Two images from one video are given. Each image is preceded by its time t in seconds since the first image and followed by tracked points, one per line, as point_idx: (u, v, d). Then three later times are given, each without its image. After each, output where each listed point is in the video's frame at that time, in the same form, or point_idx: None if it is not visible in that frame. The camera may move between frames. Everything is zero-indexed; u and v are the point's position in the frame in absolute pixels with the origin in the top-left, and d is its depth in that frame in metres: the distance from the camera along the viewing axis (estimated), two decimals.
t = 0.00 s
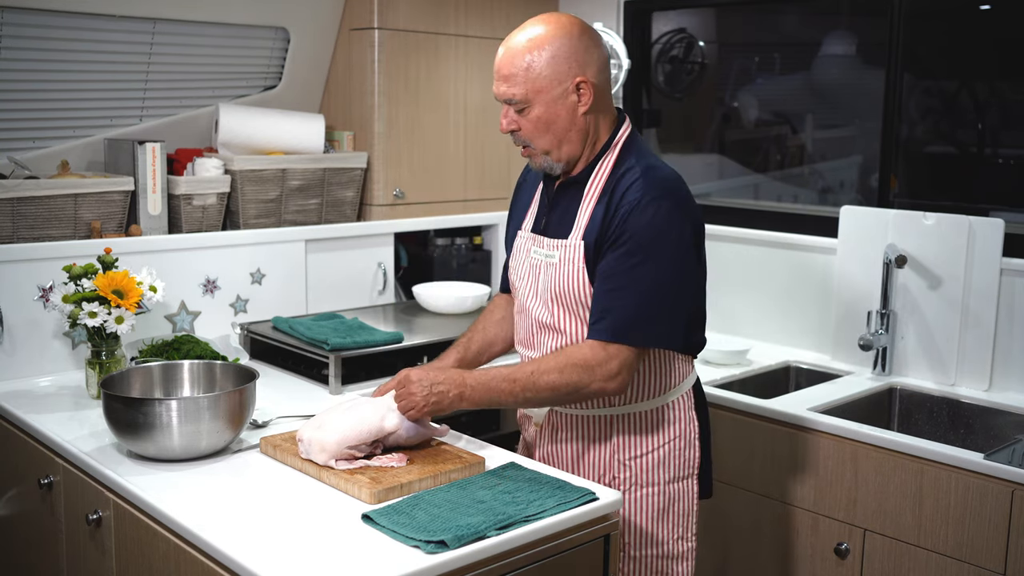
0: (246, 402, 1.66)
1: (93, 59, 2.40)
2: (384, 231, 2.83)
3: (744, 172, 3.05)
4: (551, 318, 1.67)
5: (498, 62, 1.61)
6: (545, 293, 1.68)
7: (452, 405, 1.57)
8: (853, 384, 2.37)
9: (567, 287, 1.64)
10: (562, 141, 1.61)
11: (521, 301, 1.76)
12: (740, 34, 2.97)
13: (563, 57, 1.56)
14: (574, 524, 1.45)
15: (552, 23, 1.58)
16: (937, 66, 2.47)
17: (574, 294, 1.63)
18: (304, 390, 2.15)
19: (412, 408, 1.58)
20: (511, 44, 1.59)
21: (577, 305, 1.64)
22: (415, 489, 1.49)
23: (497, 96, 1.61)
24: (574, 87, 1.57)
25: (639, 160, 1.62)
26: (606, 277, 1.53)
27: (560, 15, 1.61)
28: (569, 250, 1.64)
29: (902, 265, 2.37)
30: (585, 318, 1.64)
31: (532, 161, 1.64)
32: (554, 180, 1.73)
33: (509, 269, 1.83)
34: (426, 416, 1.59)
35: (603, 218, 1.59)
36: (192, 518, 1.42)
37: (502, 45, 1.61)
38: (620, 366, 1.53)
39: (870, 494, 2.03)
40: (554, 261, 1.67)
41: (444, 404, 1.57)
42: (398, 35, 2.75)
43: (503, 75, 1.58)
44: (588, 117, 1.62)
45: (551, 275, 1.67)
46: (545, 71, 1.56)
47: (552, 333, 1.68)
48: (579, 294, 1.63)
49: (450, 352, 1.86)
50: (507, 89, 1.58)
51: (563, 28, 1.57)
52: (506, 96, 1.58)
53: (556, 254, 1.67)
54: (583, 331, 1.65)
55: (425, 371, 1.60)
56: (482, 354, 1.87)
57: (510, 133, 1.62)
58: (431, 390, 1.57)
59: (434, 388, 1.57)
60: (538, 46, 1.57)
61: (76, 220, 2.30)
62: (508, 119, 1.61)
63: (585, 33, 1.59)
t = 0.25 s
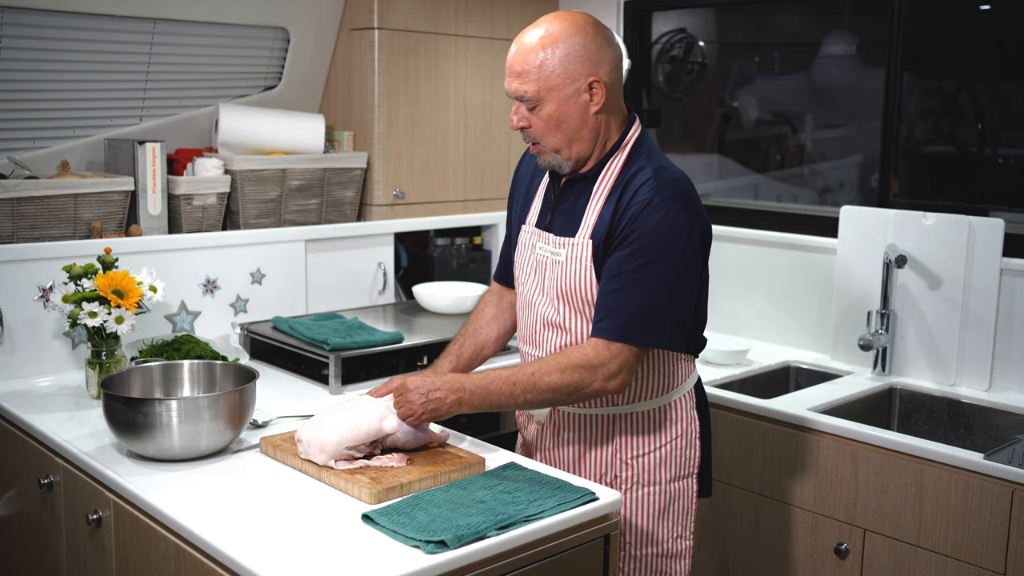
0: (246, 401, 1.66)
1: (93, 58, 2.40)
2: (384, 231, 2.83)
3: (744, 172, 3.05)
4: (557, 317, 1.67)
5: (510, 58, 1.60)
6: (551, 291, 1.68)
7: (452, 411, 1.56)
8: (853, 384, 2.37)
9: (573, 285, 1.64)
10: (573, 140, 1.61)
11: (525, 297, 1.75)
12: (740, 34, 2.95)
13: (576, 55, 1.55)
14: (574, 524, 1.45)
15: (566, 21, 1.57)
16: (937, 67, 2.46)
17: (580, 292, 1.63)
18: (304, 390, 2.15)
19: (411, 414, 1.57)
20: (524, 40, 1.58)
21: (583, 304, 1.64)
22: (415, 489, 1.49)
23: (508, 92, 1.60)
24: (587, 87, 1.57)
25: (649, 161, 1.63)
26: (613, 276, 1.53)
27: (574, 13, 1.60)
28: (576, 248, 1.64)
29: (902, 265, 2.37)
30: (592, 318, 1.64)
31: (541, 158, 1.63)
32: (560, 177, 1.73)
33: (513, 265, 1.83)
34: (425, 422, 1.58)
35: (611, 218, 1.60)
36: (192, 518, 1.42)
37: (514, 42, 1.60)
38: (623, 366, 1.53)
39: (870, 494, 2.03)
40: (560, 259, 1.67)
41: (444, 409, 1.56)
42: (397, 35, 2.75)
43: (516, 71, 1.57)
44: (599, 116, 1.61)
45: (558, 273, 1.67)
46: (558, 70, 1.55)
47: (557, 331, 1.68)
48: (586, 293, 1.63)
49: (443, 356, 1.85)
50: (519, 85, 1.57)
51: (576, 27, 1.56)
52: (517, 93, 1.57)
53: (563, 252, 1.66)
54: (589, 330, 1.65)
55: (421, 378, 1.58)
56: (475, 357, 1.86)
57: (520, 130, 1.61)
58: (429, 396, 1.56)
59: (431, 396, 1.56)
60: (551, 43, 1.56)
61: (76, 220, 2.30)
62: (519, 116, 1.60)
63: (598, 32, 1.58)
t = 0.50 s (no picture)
0: (246, 401, 1.66)
1: (93, 58, 2.40)
2: (384, 232, 2.83)
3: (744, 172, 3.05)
4: (559, 318, 1.67)
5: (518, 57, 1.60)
6: (552, 291, 1.68)
7: (453, 414, 1.55)
8: (853, 384, 2.37)
9: (575, 287, 1.64)
10: (579, 141, 1.61)
11: (526, 296, 1.75)
12: (740, 33, 2.92)
13: (586, 58, 1.55)
14: (574, 524, 1.45)
15: (576, 22, 1.56)
16: (938, 67, 2.44)
17: (582, 294, 1.63)
18: (304, 390, 2.15)
19: (412, 417, 1.56)
20: (533, 40, 1.57)
21: (585, 306, 1.64)
22: (415, 489, 1.49)
23: (516, 91, 1.59)
24: (596, 89, 1.57)
25: (655, 166, 1.63)
26: (617, 281, 1.53)
27: (584, 14, 1.59)
28: (579, 250, 1.64)
29: (902, 265, 2.38)
30: (594, 319, 1.64)
31: (546, 158, 1.63)
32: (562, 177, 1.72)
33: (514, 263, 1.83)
34: (425, 425, 1.57)
35: (617, 222, 1.60)
36: (193, 518, 1.42)
37: (523, 41, 1.60)
38: (625, 372, 1.53)
39: (870, 494, 2.03)
40: (563, 261, 1.66)
41: (445, 412, 1.55)
42: (397, 35, 2.75)
43: (525, 71, 1.57)
44: (607, 119, 1.61)
45: (560, 274, 1.66)
46: (568, 71, 1.55)
47: (558, 331, 1.68)
48: (588, 295, 1.63)
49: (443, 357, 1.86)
50: (528, 85, 1.56)
51: (586, 28, 1.56)
52: (526, 93, 1.57)
53: (566, 253, 1.66)
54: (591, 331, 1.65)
55: (421, 381, 1.58)
56: (474, 358, 1.86)
57: (527, 130, 1.61)
58: (430, 400, 1.56)
59: (432, 400, 1.56)
60: (561, 44, 1.55)
61: (76, 220, 2.30)
62: (526, 115, 1.60)
63: (608, 34, 1.58)
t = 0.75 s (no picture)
0: (246, 401, 1.66)
1: (93, 58, 2.40)
2: (384, 232, 2.83)
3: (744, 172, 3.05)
4: (561, 318, 1.67)
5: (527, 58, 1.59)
6: (554, 292, 1.68)
7: (452, 415, 1.55)
8: (853, 384, 2.37)
9: (577, 288, 1.64)
10: (586, 145, 1.61)
11: (528, 295, 1.75)
12: (740, 34, 2.94)
13: (597, 63, 1.55)
14: (574, 524, 1.45)
15: (588, 26, 1.56)
16: (937, 66, 2.46)
17: (585, 295, 1.63)
18: (304, 390, 2.15)
19: (413, 420, 1.55)
20: (544, 43, 1.57)
21: (587, 307, 1.64)
22: (415, 489, 1.49)
23: (525, 93, 1.59)
24: (606, 94, 1.57)
25: (661, 170, 1.62)
26: (620, 284, 1.53)
27: (595, 17, 1.59)
28: (583, 251, 1.64)
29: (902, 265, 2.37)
30: (596, 321, 1.64)
31: (551, 160, 1.63)
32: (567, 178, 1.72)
33: (517, 263, 1.83)
34: (424, 426, 1.57)
35: (621, 226, 1.59)
36: (193, 518, 1.42)
37: (533, 42, 1.59)
38: (626, 374, 1.53)
39: (870, 494, 2.03)
40: (567, 261, 1.66)
41: (445, 413, 1.55)
42: (397, 35, 2.75)
43: (535, 73, 1.56)
44: (614, 125, 1.61)
45: (563, 275, 1.66)
46: (578, 76, 1.54)
47: (560, 332, 1.68)
48: (590, 296, 1.63)
49: (438, 348, 1.85)
50: (538, 88, 1.56)
51: (598, 33, 1.56)
52: (535, 95, 1.56)
53: (569, 254, 1.66)
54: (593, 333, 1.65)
55: (421, 382, 1.57)
56: (469, 352, 1.86)
57: (534, 131, 1.61)
58: (429, 401, 1.55)
59: (431, 400, 1.55)
60: (572, 48, 1.55)
61: (76, 220, 2.30)
62: (533, 117, 1.60)
63: (619, 40, 1.58)
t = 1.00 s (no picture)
0: (245, 401, 1.66)
1: (93, 58, 2.40)
2: (383, 232, 2.83)
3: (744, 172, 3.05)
4: (565, 318, 1.67)
5: (536, 59, 1.59)
6: (558, 292, 1.68)
7: (454, 418, 1.52)
8: (853, 384, 2.37)
9: (581, 289, 1.64)
10: (593, 148, 1.61)
11: (531, 295, 1.76)
12: (740, 33, 2.93)
13: (608, 67, 1.55)
14: (574, 524, 1.45)
15: (599, 29, 1.56)
16: (937, 67, 2.46)
17: (589, 296, 1.63)
18: (304, 390, 2.15)
19: (416, 423, 1.53)
20: (554, 44, 1.56)
21: (591, 307, 1.64)
22: (415, 489, 1.49)
23: (533, 94, 1.58)
24: (615, 98, 1.57)
25: (668, 171, 1.62)
26: (624, 285, 1.53)
27: (605, 19, 1.58)
28: (588, 251, 1.64)
29: (902, 265, 2.37)
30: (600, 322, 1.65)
31: (557, 162, 1.63)
32: (572, 181, 1.72)
33: (519, 261, 1.83)
34: (426, 429, 1.55)
35: (627, 226, 1.59)
36: (192, 518, 1.42)
37: (543, 43, 1.58)
38: (629, 375, 1.53)
39: (870, 494, 2.03)
40: (571, 262, 1.66)
41: (447, 416, 1.53)
42: (397, 35, 2.75)
43: (545, 75, 1.56)
44: (623, 128, 1.61)
45: (567, 275, 1.66)
46: (589, 79, 1.54)
47: (563, 331, 1.68)
48: (593, 298, 1.63)
49: (432, 329, 1.85)
50: (547, 90, 1.56)
51: (608, 36, 1.56)
52: (545, 97, 1.56)
53: (574, 255, 1.66)
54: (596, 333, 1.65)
55: (421, 385, 1.54)
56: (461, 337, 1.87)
57: (540, 133, 1.60)
58: (431, 403, 1.53)
59: (433, 403, 1.53)
60: (583, 51, 1.54)
61: (76, 220, 2.30)
62: (541, 119, 1.59)
63: (629, 42, 1.58)
